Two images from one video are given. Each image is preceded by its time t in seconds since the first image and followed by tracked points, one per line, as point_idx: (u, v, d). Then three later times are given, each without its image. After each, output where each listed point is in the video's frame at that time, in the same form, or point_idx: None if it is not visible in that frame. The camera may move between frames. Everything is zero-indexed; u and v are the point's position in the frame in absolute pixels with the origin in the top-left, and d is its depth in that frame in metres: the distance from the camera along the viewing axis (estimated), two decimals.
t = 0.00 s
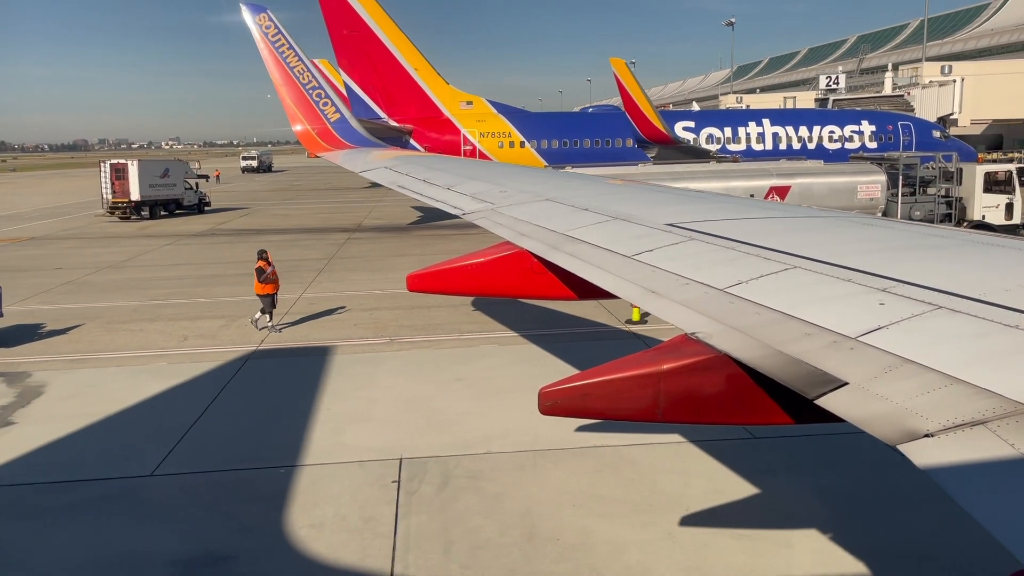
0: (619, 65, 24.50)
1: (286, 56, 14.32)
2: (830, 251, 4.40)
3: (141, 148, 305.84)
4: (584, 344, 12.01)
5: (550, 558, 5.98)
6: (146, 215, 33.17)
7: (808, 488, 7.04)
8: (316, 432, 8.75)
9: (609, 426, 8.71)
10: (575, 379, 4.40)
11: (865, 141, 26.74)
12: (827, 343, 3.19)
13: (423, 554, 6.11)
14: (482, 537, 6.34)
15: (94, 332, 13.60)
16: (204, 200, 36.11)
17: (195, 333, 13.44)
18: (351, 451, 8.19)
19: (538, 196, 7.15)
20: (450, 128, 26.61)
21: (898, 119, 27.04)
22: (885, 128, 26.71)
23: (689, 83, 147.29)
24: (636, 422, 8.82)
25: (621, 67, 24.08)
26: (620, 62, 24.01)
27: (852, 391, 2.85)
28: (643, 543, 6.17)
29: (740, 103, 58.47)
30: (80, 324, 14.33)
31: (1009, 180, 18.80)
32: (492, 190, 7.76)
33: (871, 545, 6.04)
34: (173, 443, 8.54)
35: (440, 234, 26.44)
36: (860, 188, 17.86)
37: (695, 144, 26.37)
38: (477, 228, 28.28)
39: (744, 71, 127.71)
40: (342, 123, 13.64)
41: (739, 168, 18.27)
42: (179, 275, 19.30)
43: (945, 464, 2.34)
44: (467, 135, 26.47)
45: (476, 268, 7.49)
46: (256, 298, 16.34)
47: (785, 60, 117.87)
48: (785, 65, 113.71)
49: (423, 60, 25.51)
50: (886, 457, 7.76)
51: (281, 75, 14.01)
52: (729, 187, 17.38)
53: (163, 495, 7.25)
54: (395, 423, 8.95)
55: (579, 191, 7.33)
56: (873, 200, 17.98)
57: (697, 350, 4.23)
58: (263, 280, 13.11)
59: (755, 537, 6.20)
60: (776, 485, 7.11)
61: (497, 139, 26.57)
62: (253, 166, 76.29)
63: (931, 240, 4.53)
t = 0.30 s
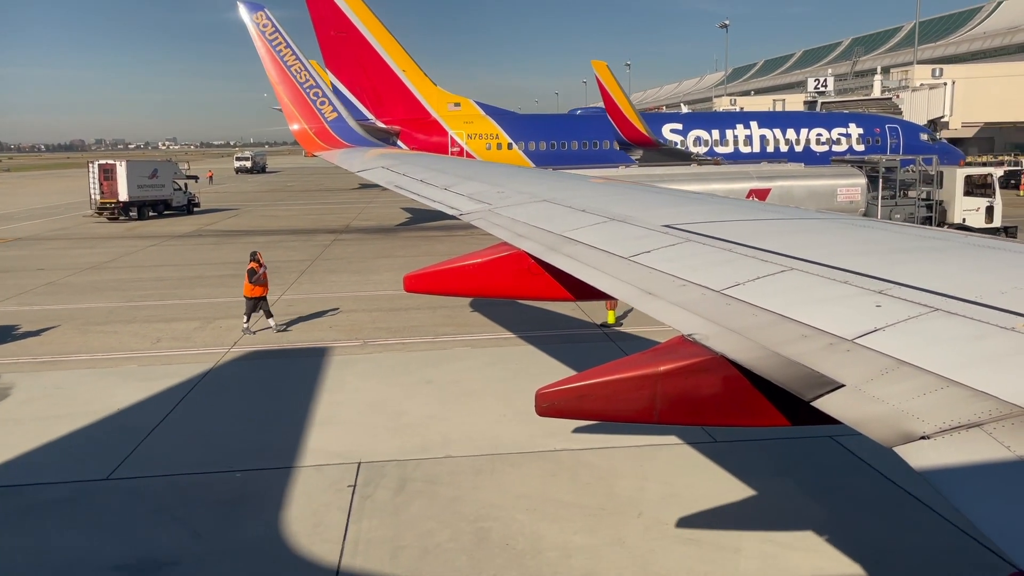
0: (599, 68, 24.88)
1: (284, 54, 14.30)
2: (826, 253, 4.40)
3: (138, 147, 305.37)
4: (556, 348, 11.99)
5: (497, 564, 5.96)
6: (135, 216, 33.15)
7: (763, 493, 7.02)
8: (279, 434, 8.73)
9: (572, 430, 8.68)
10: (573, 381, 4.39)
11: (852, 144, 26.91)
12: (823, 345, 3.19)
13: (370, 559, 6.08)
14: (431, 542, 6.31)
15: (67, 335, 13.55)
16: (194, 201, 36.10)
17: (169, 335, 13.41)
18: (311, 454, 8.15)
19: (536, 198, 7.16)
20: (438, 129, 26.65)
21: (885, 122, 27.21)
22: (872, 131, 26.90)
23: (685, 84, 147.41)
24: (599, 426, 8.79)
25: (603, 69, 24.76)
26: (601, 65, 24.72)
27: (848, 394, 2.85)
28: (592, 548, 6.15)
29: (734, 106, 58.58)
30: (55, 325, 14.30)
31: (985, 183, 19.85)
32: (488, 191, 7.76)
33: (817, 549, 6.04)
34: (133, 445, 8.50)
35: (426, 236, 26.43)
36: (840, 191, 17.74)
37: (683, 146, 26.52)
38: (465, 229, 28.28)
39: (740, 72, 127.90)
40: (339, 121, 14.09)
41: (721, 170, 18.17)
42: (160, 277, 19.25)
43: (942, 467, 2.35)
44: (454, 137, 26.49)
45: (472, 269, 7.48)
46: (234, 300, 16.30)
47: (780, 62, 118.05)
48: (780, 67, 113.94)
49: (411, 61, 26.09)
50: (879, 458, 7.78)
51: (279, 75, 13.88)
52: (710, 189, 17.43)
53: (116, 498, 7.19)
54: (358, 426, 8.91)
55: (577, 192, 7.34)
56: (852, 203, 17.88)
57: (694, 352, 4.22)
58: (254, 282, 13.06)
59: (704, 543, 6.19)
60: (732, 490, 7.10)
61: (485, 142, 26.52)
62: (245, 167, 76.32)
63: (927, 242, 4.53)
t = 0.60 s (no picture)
0: (582, 69, 25.22)
1: (281, 58, 14.48)
2: (822, 256, 4.41)
3: (133, 147, 304.62)
4: (530, 351, 11.96)
5: (446, 568, 5.94)
6: (123, 216, 33.06)
7: (721, 499, 7.00)
8: (242, 436, 8.68)
9: (537, 433, 8.65)
10: (570, 383, 4.39)
11: (840, 146, 27.06)
12: (819, 349, 3.20)
13: (319, 563, 6.05)
14: (381, 546, 6.28)
15: (43, 335, 13.49)
16: (183, 201, 36.04)
17: (144, 336, 13.35)
18: (273, 457, 8.11)
19: (534, 199, 7.17)
20: (426, 130, 26.75)
21: (873, 125, 27.27)
22: (859, 134, 27.02)
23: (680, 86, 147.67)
24: (565, 429, 8.77)
25: (587, 71, 25.00)
26: (584, 66, 24.96)
27: (844, 397, 2.86)
28: (542, 553, 6.13)
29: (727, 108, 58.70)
30: (30, 326, 14.24)
31: (964, 186, 20.38)
32: (486, 193, 7.77)
33: (767, 553, 6.01)
34: (96, 447, 8.47)
35: (412, 237, 26.38)
36: (821, 194, 17.89)
37: (671, 149, 26.80)
38: (452, 231, 28.24)
39: (734, 75, 128.16)
40: (336, 126, 14.19)
41: (701, 172, 18.20)
42: (142, 278, 19.17)
43: (935, 470, 2.36)
44: (441, 138, 26.58)
45: (470, 270, 7.48)
46: (214, 301, 16.25)
47: (773, 63, 118.34)
48: (774, 69, 114.20)
49: (403, 65, 26.30)
50: (871, 461, 7.79)
51: (275, 78, 13.71)
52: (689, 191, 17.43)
53: (73, 500, 7.16)
54: (323, 429, 8.87)
55: (573, 195, 7.34)
56: (833, 206, 17.99)
57: (690, 354, 4.24)
58: (247, 281, 13.01)
59: (655, 547, 6.18)
60: (689, 495, 7.08)
61: (472, 143, 26.62)
62: (239, 168, 76.25)
63: (923, 246, 4.55)
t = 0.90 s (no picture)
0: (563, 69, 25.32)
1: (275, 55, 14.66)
2: (819, 257, 4.41)
3: (127, 147, 303.75)
4: (503, 354, 11.89)
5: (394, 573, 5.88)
6: (110, 215, 32.94)
7: (680, 503, 6.95)
8: (203, 439, 8.61)
9: (501, 436, 8.59)
10: (566, 383, 4.39)
11: (827, 149, 27.05)
12: (815, 349, 3.20)
13: (266, 567, 5.99)
14: (330, 551, 6.21)
15: (16, 337, 13.38)
16: (171, 201, 35.95)
17: (117, 338, 13.25)
18: (232, 460, 8.03)
19: (531, 199, 7.17)
20: (414, 131, 26.69)
21: (861, 127, 27.40)
22: (847, 136, 27.08)
23: (675, 88, 147.86)
24: (530, 433, 8.70)
25: (567, 72, 25.03)
26: (566, 68, 24.93)
27: (840, 397, 2.86)
28: (491, 558, 6.07)
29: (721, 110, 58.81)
30: (7, 326, 14.14)
31: (948, 190, 19.94)
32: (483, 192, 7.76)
33: (719, 559, 5.96)
34: (56, 449, 8.41)
35: (398, 238, 26.32)
36: (802, 197, 17.81)
37: (658, 151, 26.71)
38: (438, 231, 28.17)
39: (728, 76, 128.45)
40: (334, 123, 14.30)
41: (683, 175, 18.26)
42: (122, 278, 19.06)
43: (932, 471, 2.37)
44: (429, 138, 26.57)
45: (466, 270, 7.48)
46: (192, 302, 16.16)
47: (768, 65, 118.58)
48: (768, 71, 114.41)
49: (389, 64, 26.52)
50: (863, 463, 7.79)
51: (272, 76, 13.76)
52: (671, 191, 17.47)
53: (39, 502, 7.12)
54: (287, 433, 8.79)
55: (571, 195, 7.33)
56: (814, 209, 17.96)
57: (687, 355, 4.24)
58: (239, 284, 12.95)
59: (607, 551, 6.13)
60: (648, 498, 7.03)
61: (460, 143, 26.58)
62: (231, 167, 76.17)
63: (920, 247, 4.55)
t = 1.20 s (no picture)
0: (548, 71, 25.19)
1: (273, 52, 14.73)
2: (816, 257, 4.40)
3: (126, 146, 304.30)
4: (476, 355, 11.86)
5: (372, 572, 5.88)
6: (99, 214, 32.96)
7: (639, 505, 6.88)
8: (165, 441, 8.56)
9: (464, 438, 8.54)
10: (563, 382, 4.37)
11: (815, 151, 26.95)
12: (812, 349, 3.19)
13: (215, 570, 5.96)
14: (282, 554, 6.17)
15: None
16: (161, 200, 35.99)
17: (90, 338, 13.24)
18: (194, 462, 7.98)
19: (528, 198, 7.16)
20: (402, 131, 26.80)
21: (850, 129, 27.39)
22: (835, 138, 27.06)
23: (674, 88, 147.88)
24: (495, 434, 8.65)
25: (550, 73, 25.03)
26: (549, 69, 24.94)
27: (836, 397, 2.85)
28: (442, 561, 6.02)
29: (712, 110, 58.84)
30: None
31: (929, 191, 20.21)
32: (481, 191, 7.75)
33: (671, 564, 5.90)
34: (13, 452, 8.32)
35: (385, 238, 26.33)
36: (783, 199, 17.90)
37: (647, 152, 26.87)
38: (426, 232, 28.20)
39: (724, 78, 128.60)
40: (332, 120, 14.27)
41: (663, 177, 18.24)
42: (103, 278, 19.05)
43: (929, 472, 2.36)
44: (417, 138, 26.66)
45: (465, 269, 7.47)
46: (169, 302, 16.15)
47: (765, 66, 118.55)
48: (765, 72, 114.46)
49: (377, 65, 26.71)
50: (859, 464, 7.76)
51: (270, 74, 13.81)
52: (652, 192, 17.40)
53: (32, 501, 7.12)
54: (252, 433, 8.74)
55: (570, 195, 7.30)
56: (795, 210, 18.03)
57: (684, 354, 4.23)
58: (232, 284, 12.92)
59: (560, 555, 6.07)
60: (606, 501, 6.96)
61: (448, 143, 26.63)
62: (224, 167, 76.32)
63: (918, 247, 4.54)
